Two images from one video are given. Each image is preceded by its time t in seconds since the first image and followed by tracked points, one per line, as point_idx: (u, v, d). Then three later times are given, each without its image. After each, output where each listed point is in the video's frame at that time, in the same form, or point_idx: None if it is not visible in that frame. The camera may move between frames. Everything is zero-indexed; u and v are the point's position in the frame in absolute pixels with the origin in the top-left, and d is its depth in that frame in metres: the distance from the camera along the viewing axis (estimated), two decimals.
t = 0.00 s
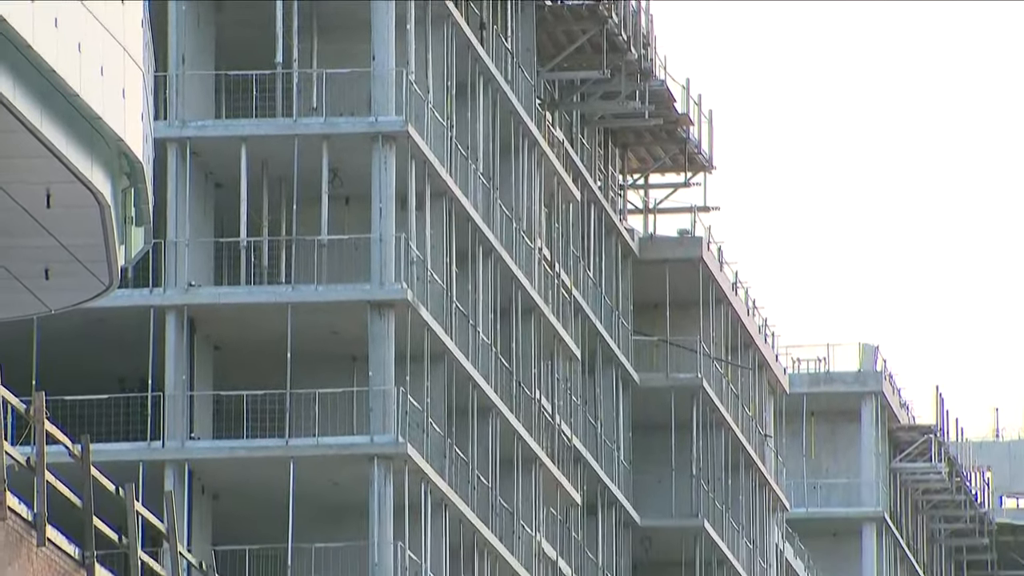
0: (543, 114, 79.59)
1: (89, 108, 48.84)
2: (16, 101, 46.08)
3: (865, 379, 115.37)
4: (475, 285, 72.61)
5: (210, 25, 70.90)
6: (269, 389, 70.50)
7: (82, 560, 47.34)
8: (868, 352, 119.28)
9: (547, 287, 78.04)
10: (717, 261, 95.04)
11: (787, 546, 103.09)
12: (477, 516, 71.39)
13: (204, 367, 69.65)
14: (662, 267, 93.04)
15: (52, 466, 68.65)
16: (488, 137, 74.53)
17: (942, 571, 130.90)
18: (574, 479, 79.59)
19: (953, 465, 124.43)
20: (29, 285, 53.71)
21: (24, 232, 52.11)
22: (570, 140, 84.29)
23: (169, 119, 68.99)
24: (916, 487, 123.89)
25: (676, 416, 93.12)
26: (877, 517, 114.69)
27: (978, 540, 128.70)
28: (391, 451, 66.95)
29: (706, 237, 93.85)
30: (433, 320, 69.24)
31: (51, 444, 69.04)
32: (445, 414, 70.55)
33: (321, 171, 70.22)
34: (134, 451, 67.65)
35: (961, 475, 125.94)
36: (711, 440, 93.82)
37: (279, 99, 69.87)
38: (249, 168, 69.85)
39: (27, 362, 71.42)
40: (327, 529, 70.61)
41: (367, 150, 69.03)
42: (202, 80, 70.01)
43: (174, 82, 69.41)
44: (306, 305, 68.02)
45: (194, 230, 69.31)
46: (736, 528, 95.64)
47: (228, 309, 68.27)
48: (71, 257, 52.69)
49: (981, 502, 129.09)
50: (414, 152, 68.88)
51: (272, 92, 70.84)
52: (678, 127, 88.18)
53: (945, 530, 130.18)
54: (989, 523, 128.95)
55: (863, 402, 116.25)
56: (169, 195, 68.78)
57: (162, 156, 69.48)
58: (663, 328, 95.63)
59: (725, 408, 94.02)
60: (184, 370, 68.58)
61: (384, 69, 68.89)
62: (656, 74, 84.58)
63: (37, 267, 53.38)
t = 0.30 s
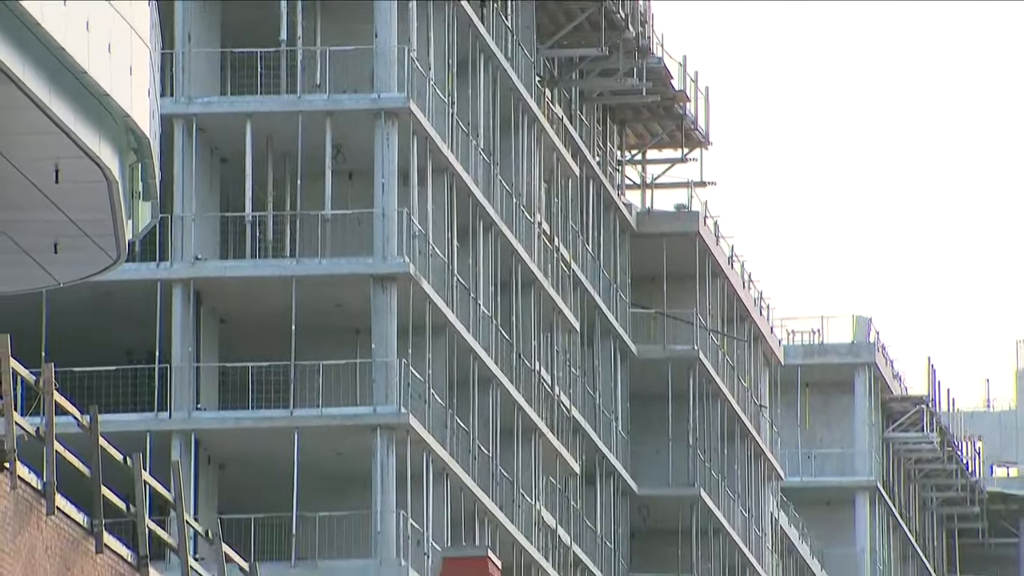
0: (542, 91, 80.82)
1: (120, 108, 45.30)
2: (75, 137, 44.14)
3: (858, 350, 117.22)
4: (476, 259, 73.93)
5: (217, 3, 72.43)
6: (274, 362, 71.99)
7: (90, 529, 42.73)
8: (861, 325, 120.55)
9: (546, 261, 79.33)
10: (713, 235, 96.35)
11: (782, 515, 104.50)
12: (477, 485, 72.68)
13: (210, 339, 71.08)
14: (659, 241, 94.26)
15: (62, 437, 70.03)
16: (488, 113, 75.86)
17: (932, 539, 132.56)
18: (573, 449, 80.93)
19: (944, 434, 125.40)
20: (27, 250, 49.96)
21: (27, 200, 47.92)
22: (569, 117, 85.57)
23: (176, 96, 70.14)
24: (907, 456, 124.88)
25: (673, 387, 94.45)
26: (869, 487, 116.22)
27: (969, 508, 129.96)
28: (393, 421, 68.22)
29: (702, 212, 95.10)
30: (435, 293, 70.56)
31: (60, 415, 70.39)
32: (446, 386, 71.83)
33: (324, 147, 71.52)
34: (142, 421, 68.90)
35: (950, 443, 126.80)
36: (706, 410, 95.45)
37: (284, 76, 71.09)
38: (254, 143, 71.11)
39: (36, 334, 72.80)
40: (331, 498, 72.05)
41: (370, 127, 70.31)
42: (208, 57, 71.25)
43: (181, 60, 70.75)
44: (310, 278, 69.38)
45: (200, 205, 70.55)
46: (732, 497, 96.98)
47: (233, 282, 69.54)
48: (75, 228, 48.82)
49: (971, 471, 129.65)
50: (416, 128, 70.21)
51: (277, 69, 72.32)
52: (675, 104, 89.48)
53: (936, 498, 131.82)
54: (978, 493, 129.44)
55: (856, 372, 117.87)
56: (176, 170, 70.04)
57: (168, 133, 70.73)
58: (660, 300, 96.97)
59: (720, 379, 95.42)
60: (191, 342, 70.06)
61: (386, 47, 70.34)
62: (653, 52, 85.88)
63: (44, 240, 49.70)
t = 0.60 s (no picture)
0: (542, 73, 82.29)
1: (108, 68, 42.95)
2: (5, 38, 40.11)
3: (851, 326, 118.47)
4: (476, 236, 75.46)
5: None
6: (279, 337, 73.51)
7: (99, 499, 38.24)
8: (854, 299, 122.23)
9: (546, 238, 80.84)
10: (709, 213, 97.94)
11: (776, 487, 106.10)
12: (478, 457, 74.22)
13: (217, 314, 72.56)
14: (657, 219, 95.71)
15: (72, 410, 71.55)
16: (489, 93, 77.40)
17: (923, 510, 133.98)
18: (572, 422, 82.53)
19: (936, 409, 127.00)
20: (36, 223, 48.16)
21: (19, 159, 46.18)
22: (568, 97, 87.08)
23: (183, 76, 71.64)
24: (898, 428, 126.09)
25: (668, 361, 96.07)
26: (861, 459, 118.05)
27: (959, 481, 131.50)
28: (396, 395, 69.92)
29: (698, 190, 96.64)
30: (437, 269, 72.10)
31: (70, 389, 71.91)
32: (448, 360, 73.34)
33: (329, 127, 73.08)
34: (150, 395, 70.53)
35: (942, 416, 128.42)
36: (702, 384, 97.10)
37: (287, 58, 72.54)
38: (260, 123, 72.66)
39: (46, 310, 74.31)
40: (337, 471, 73.52)
41: (373, 106, 71.86)
42: (214, 38, 72.73)
43: (187, 41, 72.11)
44: (315, 255, 70.98)
45: (206, 183, 72.14)
46: (728, 469, 98.60)
47: (239, 259, 71.15)
48: (70, 189, 47.00)
49: (963, 443, 131.93)
50: (418, 107, 71.75)
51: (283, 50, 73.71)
52: (673, 85, 91.09)
53: (927, 469, 133.18)
54: (969, 466, 130.98)
55: (849, 347, 119.45)
56: (183, 149, 71.57)
57: (175, 112, 72.23)
58: (657, 277, 98.54)
59: (716, 353, 97.07)
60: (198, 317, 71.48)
61: (389, 27, 71.93)
62: (651, 33, 87.48)
63: (53, 215, 47.96)
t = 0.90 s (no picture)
0: (540, 52, 83.84)
1: (114, 45, 38.83)
2: None
3: (843, 300, 120.70)
4: (476, 212, 77.08)
5: None
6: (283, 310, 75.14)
7: (107, 467, 35.14)
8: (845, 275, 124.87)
9: (544, 214, 82.44)
10: (704, 188, 99.58)
11: (770, 457, 107.68)
12: (478, 428, 75.85)
13: (223, 288, 74.19)
14: (653, 194, 97.28)
15: (81, 381, 73.17)
16: (489, 72, 79.03)
17: (912, 479, 135.58)
18: (569, 394, 84.19)
19: (925, 381, 129.18)
20: (45, 200, 43.17)
21: (19, 132, 40.99)
22: (566, 75, 88.63)
23: (189, 55, 73.34)
24: (889, 399, 127.87)
25: (664, 334, 97.72)
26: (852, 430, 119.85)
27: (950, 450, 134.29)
28: (397, 367, 71.58)
29: (694, 166, 98.27)
30: (437, 244, 73.70)
31: (79, 361, 73.51)
32: (448, 332, 74.92)
33: (331, 105, 74.74)
34: (157, 367, 72.19)
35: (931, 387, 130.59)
36: (697, 357, 98.66)
37: (292, 36, 73.98)
38: (265, 101, 74.31)
39: (56, 283, 75.92)
40: (339, 440, 75.24)
41: (374, 85, 73.46)
42: (220, 17, 74.38)
43: (194, 21, 73.86)
44: (318, 231, 72.59)
45: (212, 159, 73.78)
46: (722, 439, 100.19)
47: (245, 234, 72.76)
48: (78, 165, 41.93)
49: (952, 414, 135.06)
50: (419, 86, 73.33)
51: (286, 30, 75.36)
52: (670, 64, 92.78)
53: (915, 440, 134.45)
54: (957, 435, 134.04)
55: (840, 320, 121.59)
56: (189, 126, 73.22)
57: (182, 91, 73.92)
58: (653, 251, 100.11)
59: (710, 326, 98.77)
60: (204, 291, 73.08)
61: (390, 7, 73.49)
62: (647, 12, 89.16)
63: (62, 193, 43.00)
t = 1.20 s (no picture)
0: (539, 22, 85.46)
1: (131, 26, 39.33)
2: None
3: (835, 266, 122.78)
4: (476, 180, 78.73)
5: None
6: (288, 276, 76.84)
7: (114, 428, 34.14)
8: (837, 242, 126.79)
9: (543, 181, 84.12)
10: (700, 157, 101.27)
11: (764, 419, 109.41)
12: (478, 390, 77.57)
13: (228, 253, 75.79)
14: (649, 162, 98.94)
15: (90, 346, 74.86)
16: (488, 42, 80.66)
17: (904, 439, 137.69)
18: (568, 357, 85.90)
19: (915, 342, 131.64)
20: (51, 160, 44.07)
21: (31, 104, 41.49)
22: (565, 46, 90.25)
23: (195, 26, 74.81)
24: (880, 361, 129.90)
25: (661, 299, 99.44)
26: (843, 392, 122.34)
27: (939, 412, 136.75)
28: (399, 331, 73.23)
29: (690, 135, 99.96)
30: (438, 211, 75.30)
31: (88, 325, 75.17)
32: (449, 297, 76.60)
33: (334, 75, 76.41)
34: (165, 331, 73.85)
35: (921, 349, 133.23)
36: (692, 321, 100.37)
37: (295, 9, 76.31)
38: (270, 71, 75.94)
39: (66, 249, 77.60)
40: (345, 402, 76.78)
41: (377, 55, 75.11)
42: None
43: None
44: (322, 198, 74.22)
45: (218, 128, 75.39)
46: (717, 402, 101.97)
47: (250, 201, 74.32)
48: (86, 132, 42.61)
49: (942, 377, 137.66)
50: (420, 56, 75.00)
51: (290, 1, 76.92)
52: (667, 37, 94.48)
53: (906, 402, 136.78)
54: (947, 398, 136.60)
55: (833, 284, 123.59)
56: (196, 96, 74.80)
57: (188, 61, 75.50)
58: (650, 218, 101.72)
59: (706, 292, 100.56)
60: (210, 257, 74.60)
61: None
62: None
63: (70, 157, 43.94)
